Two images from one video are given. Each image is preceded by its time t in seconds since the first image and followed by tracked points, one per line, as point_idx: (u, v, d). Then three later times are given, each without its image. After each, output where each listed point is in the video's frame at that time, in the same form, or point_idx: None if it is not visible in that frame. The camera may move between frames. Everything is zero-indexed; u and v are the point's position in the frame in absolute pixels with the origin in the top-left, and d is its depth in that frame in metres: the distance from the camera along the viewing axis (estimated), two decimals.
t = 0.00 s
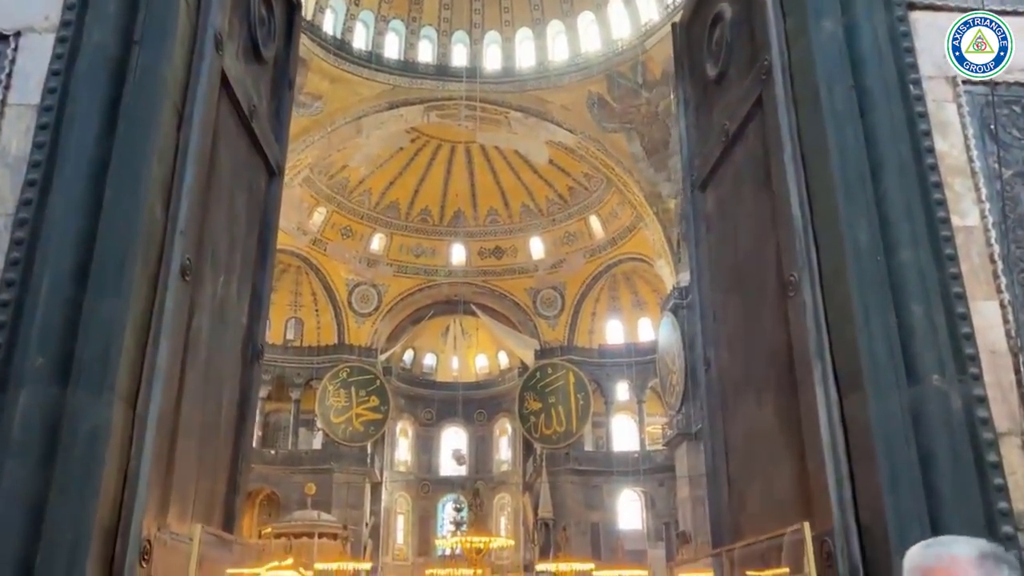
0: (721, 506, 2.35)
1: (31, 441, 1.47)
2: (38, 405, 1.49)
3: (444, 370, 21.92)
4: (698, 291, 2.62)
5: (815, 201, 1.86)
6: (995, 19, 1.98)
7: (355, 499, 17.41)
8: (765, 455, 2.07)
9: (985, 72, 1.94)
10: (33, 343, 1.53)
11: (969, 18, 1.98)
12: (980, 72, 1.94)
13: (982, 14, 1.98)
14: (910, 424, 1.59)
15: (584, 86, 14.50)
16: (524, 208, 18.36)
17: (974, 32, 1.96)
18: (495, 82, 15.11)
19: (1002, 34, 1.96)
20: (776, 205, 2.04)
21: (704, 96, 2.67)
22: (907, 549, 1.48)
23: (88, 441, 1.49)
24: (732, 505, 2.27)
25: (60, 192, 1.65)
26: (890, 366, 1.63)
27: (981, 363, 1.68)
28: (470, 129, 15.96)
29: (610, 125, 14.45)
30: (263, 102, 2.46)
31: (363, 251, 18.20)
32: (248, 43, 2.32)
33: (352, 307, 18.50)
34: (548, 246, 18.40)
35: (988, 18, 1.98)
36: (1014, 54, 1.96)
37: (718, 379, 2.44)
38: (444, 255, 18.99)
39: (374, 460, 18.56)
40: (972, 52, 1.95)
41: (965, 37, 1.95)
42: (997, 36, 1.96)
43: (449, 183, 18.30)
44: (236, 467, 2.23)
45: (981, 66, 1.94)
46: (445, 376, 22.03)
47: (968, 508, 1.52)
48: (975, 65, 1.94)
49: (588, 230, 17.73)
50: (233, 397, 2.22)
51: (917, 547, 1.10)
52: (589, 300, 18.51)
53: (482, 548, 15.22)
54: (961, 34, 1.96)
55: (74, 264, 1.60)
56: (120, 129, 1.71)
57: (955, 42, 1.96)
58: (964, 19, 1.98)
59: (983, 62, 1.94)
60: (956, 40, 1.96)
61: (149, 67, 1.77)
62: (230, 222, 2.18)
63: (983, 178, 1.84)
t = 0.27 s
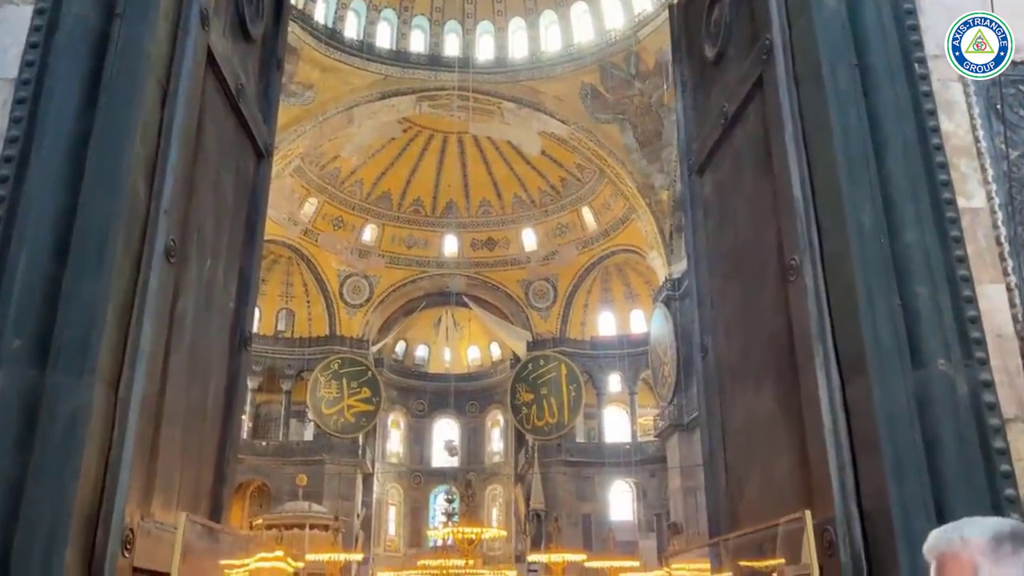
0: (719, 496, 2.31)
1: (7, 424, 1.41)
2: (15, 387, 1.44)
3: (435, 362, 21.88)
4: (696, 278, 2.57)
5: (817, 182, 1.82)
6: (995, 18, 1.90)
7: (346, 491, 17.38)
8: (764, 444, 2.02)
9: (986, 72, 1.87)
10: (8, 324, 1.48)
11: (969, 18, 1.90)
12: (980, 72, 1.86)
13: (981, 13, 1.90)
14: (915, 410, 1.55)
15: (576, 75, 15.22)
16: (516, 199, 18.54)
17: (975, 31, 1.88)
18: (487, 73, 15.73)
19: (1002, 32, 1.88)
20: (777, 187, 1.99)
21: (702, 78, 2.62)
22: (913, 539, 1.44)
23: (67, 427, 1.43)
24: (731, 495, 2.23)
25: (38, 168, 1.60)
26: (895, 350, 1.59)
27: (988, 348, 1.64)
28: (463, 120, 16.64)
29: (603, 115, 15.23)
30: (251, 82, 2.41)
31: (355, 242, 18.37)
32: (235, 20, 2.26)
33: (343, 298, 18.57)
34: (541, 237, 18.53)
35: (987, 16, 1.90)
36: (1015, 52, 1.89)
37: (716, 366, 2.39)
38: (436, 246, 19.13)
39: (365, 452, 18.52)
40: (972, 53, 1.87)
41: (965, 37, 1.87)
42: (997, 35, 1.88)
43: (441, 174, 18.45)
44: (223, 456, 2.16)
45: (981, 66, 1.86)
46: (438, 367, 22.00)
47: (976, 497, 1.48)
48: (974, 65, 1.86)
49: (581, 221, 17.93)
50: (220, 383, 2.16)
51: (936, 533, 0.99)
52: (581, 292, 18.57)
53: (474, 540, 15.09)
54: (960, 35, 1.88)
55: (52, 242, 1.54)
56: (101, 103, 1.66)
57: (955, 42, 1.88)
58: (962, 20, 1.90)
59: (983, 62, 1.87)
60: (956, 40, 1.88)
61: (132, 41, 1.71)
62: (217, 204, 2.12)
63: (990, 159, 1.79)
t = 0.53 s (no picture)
0: (722, 485, 2.26)
1: None
2: None
3: (431, 354, 21.86)
4: (699, 263, 2.52)
5: (827, 163, 1.76)
6: (995, 19, 1.83)
7: (341, 483, 17.34)
8: (770, 433, 1.98)
9: (987, 72, 1.78)
10: None
11: (968, 19, 1.82)
12: (980, 72, 1.77)
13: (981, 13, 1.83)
14: (929, 397, 1.51)
15: (573, 67, 15.18)
16: (513, 190, 18.52)
17: (973, 32, 1.80)
18: (484, 64, 15.69)
19: (1002, 33, 1.82)
20: (785, 168, 1.94)
21: (707, 60, 2.56)
22: (927, 531, 1.39)
23: (49, 413, 1.38)
24: (734, 486, 2.18)
25: (20, 145, 1.54)
26: (908, 335, 1.54)
27: (1006, 334, 1.59)
28: (460, 111, 16.56)
29: (600, 107, 15.29)
30: (244, 62, 2.34)
31: (350, 234, 18.26)
32: None
33: (339, 290, 18.49)
34: (537, 229, 18.55)
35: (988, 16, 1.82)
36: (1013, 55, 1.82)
37: (718, 354, 2.34)
38: (432, 239, 19.09)
39: (361, 444, 18.48)
40: (972, 52, 1.79)
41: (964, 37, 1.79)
42: (998, 35, 1.81)
43: (437, 166, 18.44)
44: (215, 446, 2.11)
45: (981, 66, 1.78)
46: (433, 360, 21.97)
47: (991, 488, 1.44)
48: (975, 65, 1.78)
49: (577, 213, 17.91)
50: (211, 370, 2.10)
51: (988, 524, 1.06)
52: (578, 284, 18.53)
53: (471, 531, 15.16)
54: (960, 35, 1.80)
55: (34, 223, 1.49)
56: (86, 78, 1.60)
57: (955, 42, 1.80)
58: (961, 19, 1.83)
59: (983, 62, 1.78)
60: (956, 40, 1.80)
61: (119, 16, 1.66)
62: (208, 187, 2.06)
63: (1006, 138, 1.74)
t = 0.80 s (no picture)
0: (726, 474, 2.21)
1: None
2: None
3: (429, 345, 21.91)
4: (701, 248, 2.47)
5: (837, 142, 1.71)
6: (994, 19, 1.75)
7: (339, 474, 17.32)
8: (776, 421, 1.93)
9: (984, 73, 1.71)
10: None
11: (969, 18, 1.74)
12: (979, 70, 1.70)
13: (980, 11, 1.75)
14: (942, 382, 1.46)
15: (572, 57, 15.10)
16: (511, 182, 18.50)
17: (974, 32, 1.72)
18: (482, 54, 15.61)
19: (1000, 34, 1.74)
20: (792, 149, 1.89)
21: (710, 41, 2.51)
22: (941, 520, 1.35)
23: (30, 397, 1.32)
24: (737, 475, 2.14)
25: None
26: (922, 318, 1.49)
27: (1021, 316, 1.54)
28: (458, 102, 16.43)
29: (598, 98, 15.21)
30: (235, 40, 2.28)
31: (348, 225, 18.28)
32: None
33: (337, 282, 18.45)
34: (535, 221, 18.52)
35: (987, 16, 1.74)
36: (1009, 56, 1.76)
37: (722, 340, 2.29)
38: (430, 230, 19.07)
39: (359, 435, 18.46)
40: (972, 52, 1.71)
41: (965, 36, 1.71)
42: (998, 36, 1.73)
43: (435, 157, 18.42)
44: (206, 434, 2.06)
45: (980, 65, 1.71)
46: (431, 352, 22.04)
47: (1008, 475, 1.39)
48: (975, 64, 1.71)
49: (575, 204, 17.90)
50: (202, 357, 2.05)
51: None
52: (576, 276, 18.51)
53: (469, 522, 15.12)
54: (960, 34, 1.72)
55: (15, 198, 1.43)
56: (69, 51, 1.54)
57: (954, 41, 1.71)
58: (961, 17, 1.74)
59: (982, 61, 1.71)
60: (955, 39, 1.71)
61: None
62: (198, 168, 2.01)
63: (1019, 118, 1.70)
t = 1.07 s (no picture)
0: (730, 461, 2.17)
1: None
2: None
3: (430, 337, 21.90)
4: (706, 231, 2.41)
5: (848, 116, 1.65)
6: (995, 18, 1.60)
7: (339, 466, 17.29)
8: (782, 406, 1.89)
9: (984, 74, 1.58)
10: None
11: (968, 17, 1.60)
12: (977, 72, 1.58)
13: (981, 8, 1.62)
14: (957, 361, 1.40)
15: (573, 47, 15.00)
16: (511, 173, 18.46)
17: (971, 32, 1.59)
18: (483, 44, 15.51)
19: (1003, 33, 1.60)
20: (800, 125, 1.83)
21: (716, 18, 2.44)
22: (956, 506, 1.30)
23: (7, 376, 1.27)
24: (742, 462, 2.09)
25: None
26: (936, 297, 1.43)
27: None
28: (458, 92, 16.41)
29: (600, 88, 15.14)
30: (226, 17, 2.22)
31: (348, 217, 18.16)
32: None
33: (337, 273, 18.40)
34: (536, 212, 18.48)
35: (989, 16, 1.60)
36: (1013, 56, 1.61)
37: (727, 324, 2.24)
38: (431, 221, 19.02)
39: (360, 427, 18.43)
40: (970, 54, 1.58)
41: (961, 38, 1.58)
42: (998, 36, 1.59)
43: (435, 149, 18.35)
44: (198, 418, 2.01)
45: (979, 66, 1.58)
46: (432, 343, 21.97)
47: None
48: (974, 66, 1.58)
49: (576, 195, 17.84)
50: (193, 340, 2.00)
51: None
52: (577, 268, 18.46)
53: (470, 513, 15.10)
54: (958, 36, 1.59)
55: None
56: (49, 19, 1.48)
57: (953, 43, 1.59)
58: (963, 16, 1.61)
59: (980, 62, 1.58)
60: (953, 41, 1.59)
61: None
62: (187, 145, 1.95)
63: None
